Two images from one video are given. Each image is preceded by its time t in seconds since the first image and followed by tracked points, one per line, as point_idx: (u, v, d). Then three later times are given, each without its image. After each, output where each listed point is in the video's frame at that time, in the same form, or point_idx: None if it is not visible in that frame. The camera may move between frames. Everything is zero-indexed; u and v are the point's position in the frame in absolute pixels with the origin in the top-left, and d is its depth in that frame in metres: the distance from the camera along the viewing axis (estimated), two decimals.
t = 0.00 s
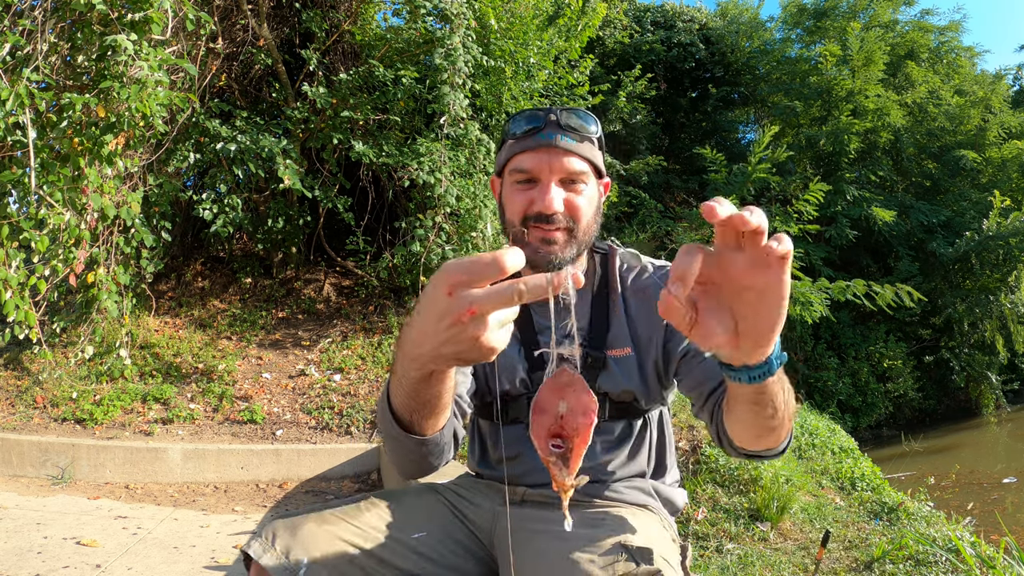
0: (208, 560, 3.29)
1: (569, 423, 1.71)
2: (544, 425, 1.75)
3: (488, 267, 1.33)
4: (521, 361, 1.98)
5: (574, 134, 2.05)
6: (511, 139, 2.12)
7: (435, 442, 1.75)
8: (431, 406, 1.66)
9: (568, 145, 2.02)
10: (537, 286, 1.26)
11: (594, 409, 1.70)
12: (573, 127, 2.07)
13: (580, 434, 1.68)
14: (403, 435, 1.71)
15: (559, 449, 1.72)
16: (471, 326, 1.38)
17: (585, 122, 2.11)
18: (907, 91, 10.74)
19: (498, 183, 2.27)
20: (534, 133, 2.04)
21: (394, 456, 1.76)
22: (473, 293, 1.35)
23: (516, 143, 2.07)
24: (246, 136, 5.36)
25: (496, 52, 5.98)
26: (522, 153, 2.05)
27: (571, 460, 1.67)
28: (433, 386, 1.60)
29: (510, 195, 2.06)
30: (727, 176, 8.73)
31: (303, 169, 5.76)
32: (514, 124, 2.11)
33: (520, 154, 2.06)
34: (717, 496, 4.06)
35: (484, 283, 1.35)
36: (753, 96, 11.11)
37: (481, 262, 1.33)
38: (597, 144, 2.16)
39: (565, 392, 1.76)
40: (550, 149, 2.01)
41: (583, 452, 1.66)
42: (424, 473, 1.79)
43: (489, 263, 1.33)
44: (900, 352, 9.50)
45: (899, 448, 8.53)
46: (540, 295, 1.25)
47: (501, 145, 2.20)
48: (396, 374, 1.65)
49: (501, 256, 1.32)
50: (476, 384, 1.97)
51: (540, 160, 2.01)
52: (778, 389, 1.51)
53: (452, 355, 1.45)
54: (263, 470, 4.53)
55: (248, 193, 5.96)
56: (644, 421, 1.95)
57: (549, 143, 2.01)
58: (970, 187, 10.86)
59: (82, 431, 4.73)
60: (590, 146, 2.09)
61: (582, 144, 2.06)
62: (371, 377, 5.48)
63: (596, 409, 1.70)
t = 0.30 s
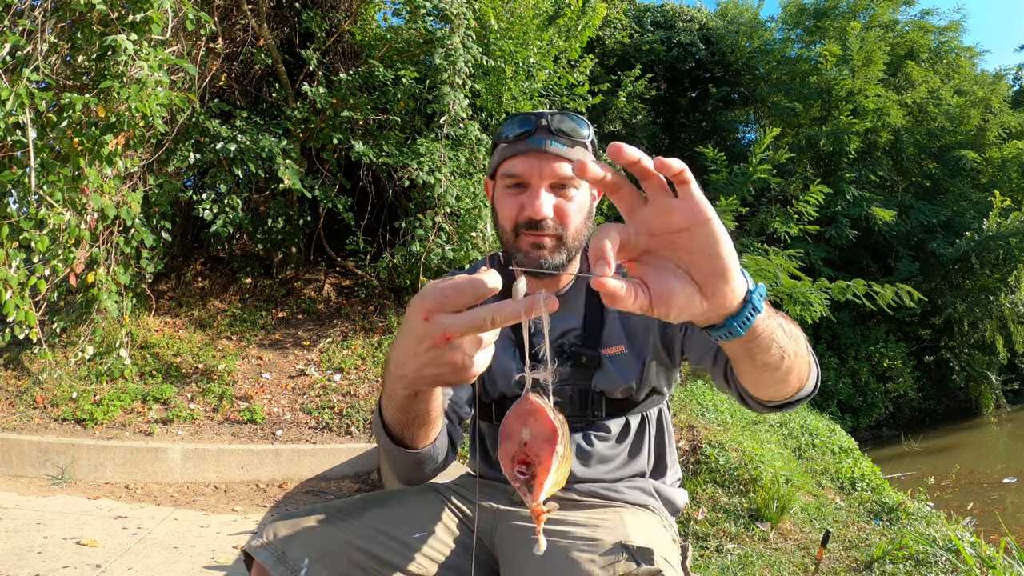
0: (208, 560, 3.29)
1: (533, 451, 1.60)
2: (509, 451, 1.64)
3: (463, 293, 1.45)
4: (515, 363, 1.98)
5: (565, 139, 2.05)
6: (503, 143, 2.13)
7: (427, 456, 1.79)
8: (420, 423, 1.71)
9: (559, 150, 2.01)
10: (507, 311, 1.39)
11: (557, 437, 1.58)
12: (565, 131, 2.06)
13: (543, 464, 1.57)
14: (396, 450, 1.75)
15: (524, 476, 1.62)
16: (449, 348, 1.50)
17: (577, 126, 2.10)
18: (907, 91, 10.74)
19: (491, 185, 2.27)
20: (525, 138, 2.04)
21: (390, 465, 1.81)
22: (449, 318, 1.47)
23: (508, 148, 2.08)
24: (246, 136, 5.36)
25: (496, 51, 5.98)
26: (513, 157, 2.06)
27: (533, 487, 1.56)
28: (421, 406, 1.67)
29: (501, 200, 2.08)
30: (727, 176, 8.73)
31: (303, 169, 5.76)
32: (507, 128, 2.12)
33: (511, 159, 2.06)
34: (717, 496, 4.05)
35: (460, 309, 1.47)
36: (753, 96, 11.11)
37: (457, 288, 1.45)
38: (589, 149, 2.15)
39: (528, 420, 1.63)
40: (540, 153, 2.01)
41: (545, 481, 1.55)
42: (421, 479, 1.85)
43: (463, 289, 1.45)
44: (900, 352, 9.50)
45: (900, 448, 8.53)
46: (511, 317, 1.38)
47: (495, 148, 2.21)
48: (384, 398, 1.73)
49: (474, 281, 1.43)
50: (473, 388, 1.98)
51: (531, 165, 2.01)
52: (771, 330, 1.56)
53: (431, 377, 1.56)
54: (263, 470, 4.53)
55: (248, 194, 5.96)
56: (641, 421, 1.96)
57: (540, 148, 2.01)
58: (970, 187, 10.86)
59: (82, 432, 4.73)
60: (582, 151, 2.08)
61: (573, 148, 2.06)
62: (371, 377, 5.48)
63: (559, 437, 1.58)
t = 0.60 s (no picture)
0: (208, 560, 3.29)
1: (532, 453, 1.67)
2: (506, 454, 1.69)
3: (453, 299, 1.41)
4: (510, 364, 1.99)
5: (558, 139, 2.03)
6: (496, 143, 2.11)
7: (422, 459, 1.78)
8: (415, 426, 1.70)
9: (552, 150, 2.01)
10: (500, 317, 1.36)
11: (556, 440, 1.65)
12: (559, 131, 2.04)
13: (542, 466, 1.65)
14: (393, 454, 1.74)
15: (520, 477, 1.68)
16: (438, 354, 1.46)
17: (571, 126, 2.08)
18: (907, 91, 10.74)
19: (484, 186, 2.26)
20: (518, 138, 2.03)
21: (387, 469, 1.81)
22: (439, 323, 1.43)
23: (501, 148, 2.06)
24: (246, 136, 5.36)
25: (496, 52, 5.98)
26: (506, 158, 2.05)
27: (531, 489, 1.64)
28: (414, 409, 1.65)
29: (494, 201, 2.07)
30: (727, 177, 8.73)
31: (303, 169, 5.76)
32: (499, 128, 2.09)
33: (505, 159, 2.05)
34: (717, 496, 4.05)
35: (450, 314, 1.43)
36: (753, 96, 11.10)
37: (446, 293, 1.41)
38: (583, 149, 2.14)
39: (525, 423, 1.69)
40: (533, 154, 2.00)
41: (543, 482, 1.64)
42: (418, 483, 1.85)
43: (453, 294, 1.41)
44: (900, 352, 9.50)
45: (899, 448, 8.53)
46: (502, 323, 1.35)
47: (488, 148, 2.19)
48: (378, 401, 1.69)
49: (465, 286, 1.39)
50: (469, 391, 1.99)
51: (523, 165, 2.01)
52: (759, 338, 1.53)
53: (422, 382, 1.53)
54: (263, 470, 4.53)
55: (248, 194, 5.96)
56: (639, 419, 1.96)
57: (533, 149, 2.00)
58: (970, 187, 10.86)
59: (82, 431, 4.73)
60: (575, 151, 2.07)
61: (567, 149, 2.04)
62: (371, 377, 5.48)
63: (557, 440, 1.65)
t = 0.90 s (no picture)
0: (208, 560, 3.29)
1: (523, 455, 1.65)
2: (497, 456, 1.68)
3: (437, 299, 1.42)
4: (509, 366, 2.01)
5: (552, 139, 2.03)
6: (490, 144, 2.11)
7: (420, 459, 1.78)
8: (410, 426, 1.70)
9: (546, 151, 2.01)
10: (481, 318, 1.37)
11: (545, 442, 1.62)
12: (553, 131, 2.05)
13: (533, 469, 1.63)
14: (389, 456, 1.75)
15: (514, 479, 1.70)
16: (423, 356, 1.45)
17: (564, 126, 2.08)
18: (907, 91, 10.74)
19: (479, 187, 2.26)
20: (511, 139, 2.03)
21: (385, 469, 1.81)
22: (424, 324, 1.43)
23: (494, 150, 2.06)
24: (246, 136, 5.36)
25: (496, 52, 5.98)
26: (500, 159, 2.05)
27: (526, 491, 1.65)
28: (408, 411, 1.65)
29: (489, 202, 2.07)
30: (727, 176, 8.73)
31: (303, 169, 5.76)
32: (492, 129, 2.09)
33: (499, 160, 2.05)
34: (717, 496, 4.05)
35: (435, 315, 1.43)
36: (754, 96, 11.10)
37: (431, 294, 1.43)
38: (576, 148, 2.15)
39: (514, 425, 1.65)
40: (527, 155, 2.01)
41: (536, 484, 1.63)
42: (416, 482, 1.85)
43: (438, 294, 1.42)
44: (900, 352, 9.50)
45: (899, 448, 8.53)
46: (485, 323, 1.35)
47: (482, 149, 2.18)
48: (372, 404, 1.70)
49: (451, 285, 1.41)
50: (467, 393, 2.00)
51: (518, 166, 2.01)
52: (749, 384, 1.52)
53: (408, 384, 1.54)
54: (263, 470, 4.53)
55: (248, 194, 5.95)
56: (637, 419, 1.97)
57: (527, 149, 2.00)
58: (970, 187, 10.85)
59: (82, 431, 4.73)
60: (569, 151, 2.07)
61: (561, 148, 2.05)
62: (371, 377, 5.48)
63: (547, 442, 1.62)
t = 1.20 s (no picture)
0: (208, 560, 3.29)
1: (480, 496, 1.55)
2: (455, 500, 1.58)
3: (411, 333, 1.50)
4: (512, 366, 1.98)
5: (551, 138, 2.03)
6: (490, 143, 2.10)
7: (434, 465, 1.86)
8: (426, 436, 1.76)
9: (545, 149, 2.01)
10: (449, 350, 1.46)
11: (501, 478, 1.53)
12: (551, 130, 2.04)
13: (492, 509, 1.52)
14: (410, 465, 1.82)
15: (475, 525, 1.57)
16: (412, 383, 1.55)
17: (563, 125, 2.08)
18: (907, 91, 10.74)
19: (479, 186, 2.26)
20: (511, 138, 2.03)
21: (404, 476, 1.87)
22: (404, 357, 1.53)
23: (494, 149, 2.06)
24: (246, 136, 5.36)
25: (496, 52, 5.98)
26: (500, 157, 2.05)
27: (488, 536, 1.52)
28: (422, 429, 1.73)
29: (489, 201, 2.07)
30: (727, 176, 8.73)
31: (303, 169, 5.75)
32: (493, 129, 2.09)
33: (499, 159, 2.05)
34: (717, 496, 4.06)
35: (412, 347, 1.52)
36: (753, 96, 11.11)
37: (406, 328, 1.51)
38: (576, 147, 2.14)
39: (468, 465, 1.56)
40: (526, 153, 2.01)
41: (498, 526, 1.51)
42: (421, 481, 1.87)
43: (411, 331, 1.51)
44: (900, 352, 9.50)
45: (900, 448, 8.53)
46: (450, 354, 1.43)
47: (483, 149, 2.18)
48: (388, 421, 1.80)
49: (423, 320, 1.49)
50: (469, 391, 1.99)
51: (517, 164, 2.01)
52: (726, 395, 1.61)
53: (412, 404, 1.64)
54: (263, 470, 4.53)
55: (248, 194, 5.96)
56: (638, 418, 1.94)
57: (526, 148, 2.00)
58: (970, 187, 10.86)
59: (82, 431, 4.73)
60: (569, 149, 2.07)
61: (560, 147, 2.04)
62: (371, 377, 5.48)
63: (503, 478, 1.53)
